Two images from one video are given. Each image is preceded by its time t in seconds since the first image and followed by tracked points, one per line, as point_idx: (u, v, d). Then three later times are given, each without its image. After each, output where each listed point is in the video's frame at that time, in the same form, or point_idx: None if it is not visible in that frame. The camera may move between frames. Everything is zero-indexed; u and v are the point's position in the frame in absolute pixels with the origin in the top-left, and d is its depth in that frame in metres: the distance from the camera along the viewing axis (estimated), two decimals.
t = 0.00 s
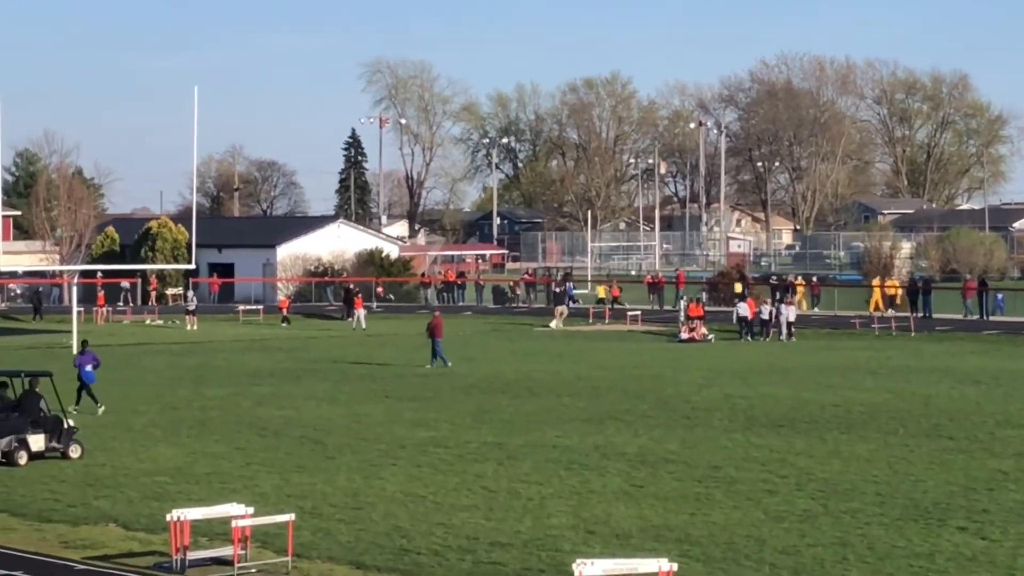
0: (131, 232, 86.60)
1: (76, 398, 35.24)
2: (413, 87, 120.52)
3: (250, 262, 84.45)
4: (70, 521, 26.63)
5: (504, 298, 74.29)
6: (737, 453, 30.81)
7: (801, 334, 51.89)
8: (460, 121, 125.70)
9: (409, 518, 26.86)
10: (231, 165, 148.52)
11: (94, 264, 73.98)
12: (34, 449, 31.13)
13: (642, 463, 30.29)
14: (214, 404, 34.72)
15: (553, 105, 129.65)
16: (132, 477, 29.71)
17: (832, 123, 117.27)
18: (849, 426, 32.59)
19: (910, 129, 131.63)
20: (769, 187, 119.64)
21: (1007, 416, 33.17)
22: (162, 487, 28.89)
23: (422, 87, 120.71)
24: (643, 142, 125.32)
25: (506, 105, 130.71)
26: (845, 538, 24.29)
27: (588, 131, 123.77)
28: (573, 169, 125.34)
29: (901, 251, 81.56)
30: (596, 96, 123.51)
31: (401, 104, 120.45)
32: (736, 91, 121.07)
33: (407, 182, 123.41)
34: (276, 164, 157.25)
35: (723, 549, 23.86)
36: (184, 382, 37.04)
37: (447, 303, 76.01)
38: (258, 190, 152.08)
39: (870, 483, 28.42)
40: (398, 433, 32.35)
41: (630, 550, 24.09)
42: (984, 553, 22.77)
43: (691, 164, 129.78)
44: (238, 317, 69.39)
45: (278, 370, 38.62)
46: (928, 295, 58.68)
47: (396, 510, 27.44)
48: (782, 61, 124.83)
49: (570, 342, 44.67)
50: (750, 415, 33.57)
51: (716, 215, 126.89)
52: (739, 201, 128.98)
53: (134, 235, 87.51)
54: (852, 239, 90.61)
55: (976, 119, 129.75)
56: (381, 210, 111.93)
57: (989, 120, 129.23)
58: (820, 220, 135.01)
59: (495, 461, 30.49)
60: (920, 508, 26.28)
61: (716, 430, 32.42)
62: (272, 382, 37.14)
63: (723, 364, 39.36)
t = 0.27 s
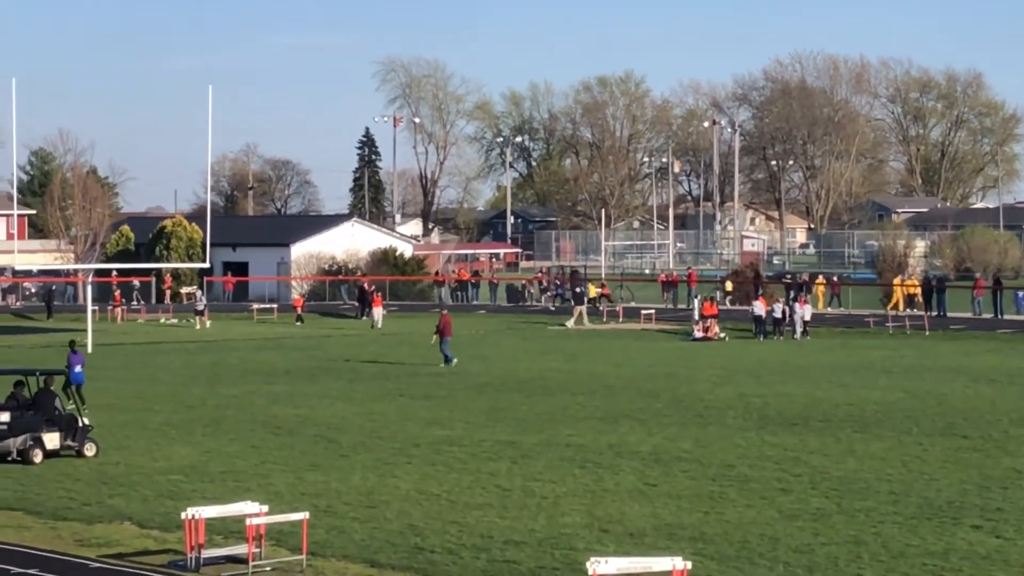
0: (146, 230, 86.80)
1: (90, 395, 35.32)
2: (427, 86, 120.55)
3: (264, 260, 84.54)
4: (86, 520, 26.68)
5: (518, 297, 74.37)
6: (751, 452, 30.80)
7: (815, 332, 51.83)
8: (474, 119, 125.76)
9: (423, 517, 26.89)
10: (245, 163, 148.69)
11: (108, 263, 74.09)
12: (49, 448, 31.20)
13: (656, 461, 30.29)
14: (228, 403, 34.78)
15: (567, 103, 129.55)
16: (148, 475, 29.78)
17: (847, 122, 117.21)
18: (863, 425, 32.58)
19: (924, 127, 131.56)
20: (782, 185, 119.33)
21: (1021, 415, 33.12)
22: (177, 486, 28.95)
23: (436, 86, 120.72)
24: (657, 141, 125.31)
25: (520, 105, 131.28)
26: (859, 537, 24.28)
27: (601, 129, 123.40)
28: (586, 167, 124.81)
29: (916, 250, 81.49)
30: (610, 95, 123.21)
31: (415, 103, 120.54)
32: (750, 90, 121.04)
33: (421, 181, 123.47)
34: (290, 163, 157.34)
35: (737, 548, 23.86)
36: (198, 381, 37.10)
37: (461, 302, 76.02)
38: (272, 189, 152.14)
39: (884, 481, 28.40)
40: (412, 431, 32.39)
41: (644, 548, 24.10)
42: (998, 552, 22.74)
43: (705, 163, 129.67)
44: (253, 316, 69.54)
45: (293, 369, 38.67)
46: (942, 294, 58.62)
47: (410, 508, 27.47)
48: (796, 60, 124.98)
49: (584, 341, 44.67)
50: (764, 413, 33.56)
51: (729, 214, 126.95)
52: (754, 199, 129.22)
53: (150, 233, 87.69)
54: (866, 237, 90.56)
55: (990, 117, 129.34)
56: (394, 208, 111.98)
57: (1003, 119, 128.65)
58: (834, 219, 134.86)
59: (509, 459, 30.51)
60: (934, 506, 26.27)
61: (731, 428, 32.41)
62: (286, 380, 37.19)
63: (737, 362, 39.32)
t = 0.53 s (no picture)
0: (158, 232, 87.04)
1: (102, 398, 35.37)
2: (438, 88, 120.63)
3: (276, 263, 84.62)
4: (98, 522, 26.69)
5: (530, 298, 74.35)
6: (762, 455, 30.77)
7: (827, 335, 51.79)
8: (485, 121, 125.90)
9: (435, 519, 26.89)
10: (256, 166, 148.91)
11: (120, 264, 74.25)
12: (61, 450, 31.27)
13: (667, 463, 30.27)
14: (239, 405, 34.81)
15: (578, 105, 129.55)
16: (159, 478, 29.81)
17: (858, 123, 117.22)
18: (874, 427, 32.55)
19: (935, 129, 131.79)
20: (794, 188, 119.17)
21: None
22: (188, 488, 28.97)
23: (447, 88, 120.76)
24: (668, 143, 125.23)
25: (531, 106, 130.83)
26: (871, 539, 24.25)
27: (613, 132, 123.64)
28: (597, 169, 125.21)
29: (927, 251, 81.47)
30: (621, 97, 123.58)
31: (426, 105, 120.65)
32: (762, 92, 121.13)
33: (433, 183, 123.58)
34: (302, 165, 157.45)
35: (748, 550, 23.84)
36: (210, 383, 37.14)
37: (472, 303, 76.41)
38: (284, 191, 152.24)
39: (895, 484, 28.36)
40: (423, 434, 32.40)
41: (655, 551, 24.08)
42: (1010, 555, 22.70)
43: (716, 165, 129.68)
44: (264, 318, 69.65)
45: (304, 371, 38.70)
46: (954, 296, 58.58)
47: (422, 510, 27.47)
48: (808, 62, 125.13)
49: (596, 344, 44.66)
50: (776, 415, 33.53)
51: (741, 217, 126.86)
52: (765, 201, 129.30)
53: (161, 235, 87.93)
54: (879, 240, 90.51)
55: (1002, 119, 129.20)
56: (406, 210, 112.11)
57: (1015, 121, 128.39)
58: (845, 221, 134.69)
59: (521, 461, 30.51)
60: (945, 509, 26.22)
61: (742, 430, 32.39)
62: (297, 382, 37.21)
63: (749, 365, 39.29)
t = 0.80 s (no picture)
0: (171, 237, 87.17)
1: (115, 403, 35.41)
2: (451, 93, 120.59)
3: (288, 269, 84.55)
4: (110, 527, 26.71)
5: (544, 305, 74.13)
6: (775, 460, 30.72)
7: (840, 340, 51.72)
8: (498, 127, 125.87)
9: (447, 524, 26.89)
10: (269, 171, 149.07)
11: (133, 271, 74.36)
12: (74, 455, 31.36)
13: (680, 469, 30.22)
14: (252, 410, 34.81)
15: (591, 111, 129.64)
16: (172, 483, 29.81)
17: (871, 129, 117.24)
18: (887, 433, 32.47)
19: (949, 135, 131.45)
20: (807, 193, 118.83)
21: None
22: (201, 494, 28.97)
23: (460, 94, 120.73)
24: (680, 148, 125.25)
25: (545, 111, 130.36)
26: (884, 545, 24.16)
27: (625, 137, 123.57)
28: (610, 174, 124.70)
29: (940, 257, 81.38)
30: (634, 102, 123.25)
31: (439, 111, 120.65)
32: (775, 97, 121.08)
33: (445, 188, 123.61)
34: (315, 170, 157.48)
35: (761, 556, 23.79)
36: (223, 388, 37.17)
37: (486, 309, 76.28)
38: (297, 197, 152.28)
39: (909, 489, 28.28)
40: (436, 439, 32.39)
41: (668, 557, 24.02)
42: None
43: (729, 170, 129.61)
44: (278, 324, 69.74)
45: (316, 376, 38.71)
46: (967, 301, 58.50)
47: (435, 516, 27.47)
48: (821, 67, 125.29)
49: (609, 348, 44.65)
50: (790, 421, 33.46)
51: (754, 222, 126.82)
52: (779, 207, 129.09)
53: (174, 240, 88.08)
54: (892, 244, 90.39)
55: (1016, 124, 128.94)
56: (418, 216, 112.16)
57: None
58: (858, 226, 134.62)
59: (533, 467, 30.47)
60: (959, 515, 26.14)
61: (756, 436, 32.35)
62: (310, 388, 37.23)
63: (762, 370, 39.26)
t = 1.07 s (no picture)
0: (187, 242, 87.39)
1: (132, 407, 35.44)
2: (468, 98, 120.63)
3: (304, 273, 84.39)
4: (127, 531, 26.69)
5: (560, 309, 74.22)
6: (792, 464, 30.64)
7: (858, 345, 51.61)
8: (515, 131, 125.92)
9: (464, 529, 26.85)
10: (286, 175, 149.20)
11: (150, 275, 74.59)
12: (91, 460, 31.34)
13: (698, 474, 30.15)
14: (269, 415, 34.82)
15: (608, 115, 129.46)
16: (189, 487, 29.82)
17: (890, 133, 117.02)
18: (905, 438, 32.35)
19: (967, 139, 131.03)
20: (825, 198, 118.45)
21: None
22: (218, 498, 28.96)
23: (477, 98, 120.80)
24: (698, 152, 124.75)
25: (561, 116, 131.26)
26: (902, 550, 24.06)
27: (642, 141, 123.38)
28: (627, 179, 124.27)
29: (958, 262, 81.03)
30: (651, 107, 123.12)
31: (456, 115, 120.73)
32: (792, 101, 121.13)
33: (462, 192, 123.68)
34: (332, 175, 157.58)
35: (778, 560, 23.71)
36: (240, 392, 37.19)
37: (501, 313, 75.75)
38: (314, 201, 152.37)
39: (927, 494, 28.16)
40: (452, 443, 32.36)
41: (685, 561, 23.95)
42: None
43: (747, 175, 129.50)
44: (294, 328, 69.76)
45: (333, 381, 38.71)
46: (985, 306, 58.36)
47: (451, 520, 27.42)
48: (838, 72, 125.21)
49: (626, 353, 44.61)
50: (807, 426, 33.36)
51: (772, 227, 126.67)
52: (797, 211, 128.96)
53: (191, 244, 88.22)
54: (910, 249, 90.13)
55: None
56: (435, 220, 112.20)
57: None
58: (876, 230, 134.27)
59: (550, 471, 30.43)
60: (977, 520, 26.03)
61: (773, 440, 32.27)
62: (326, 392, 37.23)
63: (779, 375, 39.19)
